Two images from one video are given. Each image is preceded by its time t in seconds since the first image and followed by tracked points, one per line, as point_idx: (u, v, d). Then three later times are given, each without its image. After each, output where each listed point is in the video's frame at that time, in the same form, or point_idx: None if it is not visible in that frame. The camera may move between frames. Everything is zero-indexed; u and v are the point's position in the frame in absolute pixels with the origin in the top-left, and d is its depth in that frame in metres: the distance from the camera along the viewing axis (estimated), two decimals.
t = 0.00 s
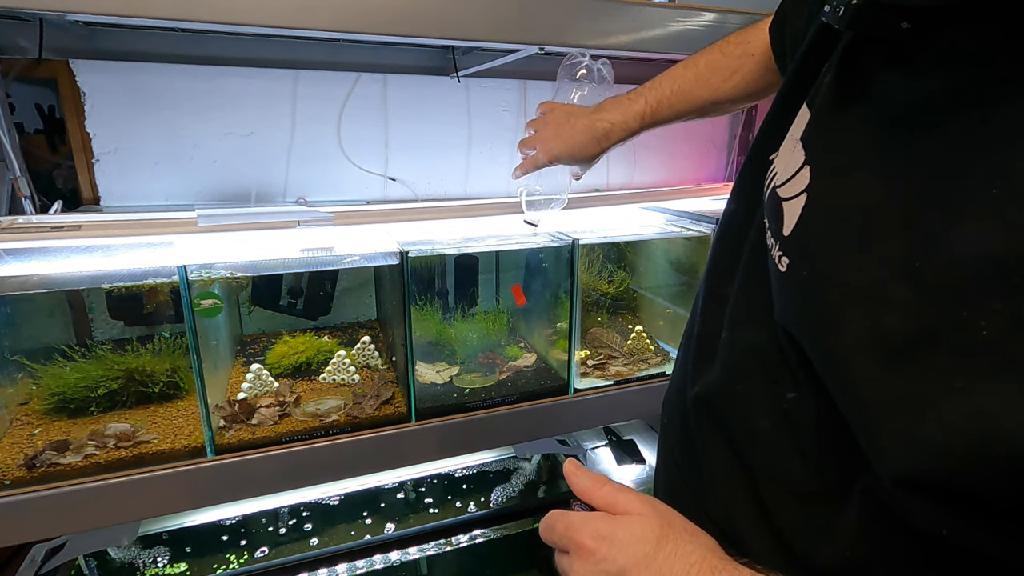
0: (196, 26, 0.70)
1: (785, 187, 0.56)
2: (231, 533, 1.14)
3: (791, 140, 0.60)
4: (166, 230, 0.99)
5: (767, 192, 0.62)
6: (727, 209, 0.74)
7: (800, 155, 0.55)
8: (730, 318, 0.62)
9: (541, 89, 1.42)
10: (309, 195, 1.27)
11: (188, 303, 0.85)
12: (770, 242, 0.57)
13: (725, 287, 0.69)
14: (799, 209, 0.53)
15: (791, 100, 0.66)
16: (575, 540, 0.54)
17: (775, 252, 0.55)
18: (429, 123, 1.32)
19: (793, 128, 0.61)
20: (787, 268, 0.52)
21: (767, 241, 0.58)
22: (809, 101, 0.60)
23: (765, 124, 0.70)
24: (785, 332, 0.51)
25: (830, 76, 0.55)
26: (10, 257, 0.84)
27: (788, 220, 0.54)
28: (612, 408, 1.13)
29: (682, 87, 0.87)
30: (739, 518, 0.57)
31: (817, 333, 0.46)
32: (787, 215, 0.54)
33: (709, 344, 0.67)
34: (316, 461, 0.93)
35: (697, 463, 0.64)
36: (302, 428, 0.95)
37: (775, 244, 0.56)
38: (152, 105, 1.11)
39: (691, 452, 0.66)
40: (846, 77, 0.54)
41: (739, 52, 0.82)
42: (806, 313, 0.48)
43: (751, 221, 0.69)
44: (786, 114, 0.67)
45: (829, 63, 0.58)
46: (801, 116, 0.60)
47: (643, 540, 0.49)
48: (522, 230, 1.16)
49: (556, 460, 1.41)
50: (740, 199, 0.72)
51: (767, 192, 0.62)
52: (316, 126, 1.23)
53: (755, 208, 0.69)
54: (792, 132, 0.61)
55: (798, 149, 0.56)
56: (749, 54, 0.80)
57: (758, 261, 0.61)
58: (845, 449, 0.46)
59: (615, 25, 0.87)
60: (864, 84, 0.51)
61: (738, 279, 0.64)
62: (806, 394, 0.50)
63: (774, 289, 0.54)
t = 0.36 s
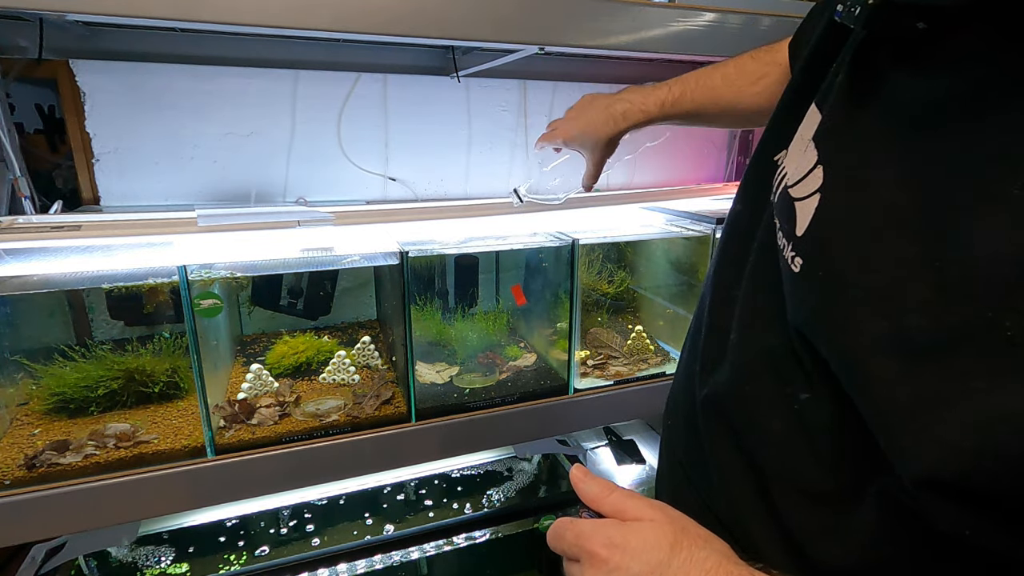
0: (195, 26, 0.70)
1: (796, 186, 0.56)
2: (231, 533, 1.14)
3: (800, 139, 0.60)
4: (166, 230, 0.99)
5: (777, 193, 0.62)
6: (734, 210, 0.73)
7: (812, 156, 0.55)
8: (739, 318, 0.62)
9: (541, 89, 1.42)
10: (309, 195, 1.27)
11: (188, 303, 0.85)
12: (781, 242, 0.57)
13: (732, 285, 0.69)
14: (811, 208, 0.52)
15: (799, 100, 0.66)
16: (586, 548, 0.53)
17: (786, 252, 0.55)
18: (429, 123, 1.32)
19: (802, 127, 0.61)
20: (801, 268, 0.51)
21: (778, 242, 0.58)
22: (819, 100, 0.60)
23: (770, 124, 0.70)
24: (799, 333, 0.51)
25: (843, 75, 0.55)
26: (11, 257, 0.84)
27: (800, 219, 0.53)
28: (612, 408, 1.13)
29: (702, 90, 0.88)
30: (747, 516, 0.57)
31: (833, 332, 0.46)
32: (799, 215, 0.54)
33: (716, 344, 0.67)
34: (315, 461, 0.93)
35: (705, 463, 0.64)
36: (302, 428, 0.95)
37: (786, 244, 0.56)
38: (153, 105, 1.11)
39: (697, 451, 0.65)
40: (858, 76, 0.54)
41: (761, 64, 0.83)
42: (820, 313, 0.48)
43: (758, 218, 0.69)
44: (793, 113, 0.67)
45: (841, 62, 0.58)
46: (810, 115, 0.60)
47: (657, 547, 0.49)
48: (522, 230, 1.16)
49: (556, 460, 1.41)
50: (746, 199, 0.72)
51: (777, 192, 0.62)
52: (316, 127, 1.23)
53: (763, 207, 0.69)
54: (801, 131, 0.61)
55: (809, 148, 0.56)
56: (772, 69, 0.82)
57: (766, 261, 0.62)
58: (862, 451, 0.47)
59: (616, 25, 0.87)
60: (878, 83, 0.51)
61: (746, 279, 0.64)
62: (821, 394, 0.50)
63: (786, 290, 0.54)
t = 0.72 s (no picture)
0: (196, 26, 0.70)
1: (806, 187, 0.56)
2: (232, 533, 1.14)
3: (801, 139, 0.60)
4: (166, 230, 0.99)
5: (777, 192, 0.62)
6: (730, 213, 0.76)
7: (819, 155, 0.55)
8: (743, 317, 0.63)
9: (541, 89, 1.42)
10: (309, 195, 1.27)
11: (188, 303, 0.85)
12: (787, 241, 0.57)
13: (731, 285, 0.70)
14: (826, 209, 0.52)
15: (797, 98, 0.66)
16: (589, 556, 0.51)
17: (796, 252, 0.55)
18: (429, 123, 1.33)
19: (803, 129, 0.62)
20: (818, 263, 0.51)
21: (782, 241, 0.58)
22: (820, 100, 0.60)
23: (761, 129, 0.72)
24: (809, 327, 0.52)
25: (845, 72, 0.55)
26: (10, 257, 0.84)
27: (815, 220, 0.53)
28: (612, 408, 1.13)
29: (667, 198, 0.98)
30: (760, 515, 0.57)
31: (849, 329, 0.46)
32: (812, 216, 0.54)
33: (719, 343, 0.68)
34: (315, 461, 0.93)
35: (714, 461, 0.64)
36: (302, 428, 0.95)
37: (796, 244, 0.55)
38: (153, 105, 1.11)
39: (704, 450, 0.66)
40: (861, 74, 0.53)
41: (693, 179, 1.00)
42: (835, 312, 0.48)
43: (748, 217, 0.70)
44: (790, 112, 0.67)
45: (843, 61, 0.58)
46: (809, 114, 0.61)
47: (664, 540, 0.48)
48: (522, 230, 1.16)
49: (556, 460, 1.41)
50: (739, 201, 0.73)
51: (779, 192, 0.62)
52: (316, 127, 1.23)
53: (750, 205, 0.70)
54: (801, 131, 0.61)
55: (814, 148, 0.56)
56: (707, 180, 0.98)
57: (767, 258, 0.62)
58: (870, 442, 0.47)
59: (616, 24, 0.87)
60: (884, 80, 0.51)
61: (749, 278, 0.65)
62: (830, 391, 0.50)
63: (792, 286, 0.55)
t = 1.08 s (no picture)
0: (196, 25, 0.70)
1: (807, 204, 0.52)
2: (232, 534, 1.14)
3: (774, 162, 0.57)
4: (166, 230, 0.99)
5: (760, 214, 0.58)
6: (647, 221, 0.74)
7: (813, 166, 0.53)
8: (709, 327, 0.61)
9: (541, 89, 1.42)
10: (309, 195, 1.27)
11: (188, 303, 0.86)
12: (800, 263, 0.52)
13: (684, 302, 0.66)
14: (845, 221, 0.49)
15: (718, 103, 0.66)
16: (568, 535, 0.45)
17: (822, 273, 0.50)
18: (430, 123, 1.33)
19: (750, 140, 0.62)
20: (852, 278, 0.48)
21: (792, 263, 0.53)
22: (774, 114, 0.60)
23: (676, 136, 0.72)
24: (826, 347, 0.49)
25: (811, 90, 0.55)
26: (10, 257, 0.84)
27: (835, 237, 0.50)
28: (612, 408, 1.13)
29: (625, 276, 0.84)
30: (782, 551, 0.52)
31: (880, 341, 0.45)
32: (829, 231, 0.50)
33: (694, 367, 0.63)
34: (315, 461, 0.93)
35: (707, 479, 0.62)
36: (302, 428, 0.95)
37: (818, 265, 0.50)
38: (153, 105, 1.11)
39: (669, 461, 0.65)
40: (832, 88, 0.53)
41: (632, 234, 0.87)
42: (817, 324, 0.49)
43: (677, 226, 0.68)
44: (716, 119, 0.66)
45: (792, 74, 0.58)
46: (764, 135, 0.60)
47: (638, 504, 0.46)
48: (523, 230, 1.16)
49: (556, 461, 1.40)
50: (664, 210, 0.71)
51: (763, 216, 0.57)
52: (316, 127, 1.23)
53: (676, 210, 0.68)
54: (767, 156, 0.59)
55: (802, 164, 0.54)
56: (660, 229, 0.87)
57: (723, 266, 0.62)
58: (869, 450, 0.46)
59: (615, 25, 0.87)
60: (868, 94, 0.51)
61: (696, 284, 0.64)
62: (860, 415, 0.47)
63: (778, 295, 0.53)
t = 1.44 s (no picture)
0: (197, 26, 0.70)
1: (786, 220, 0.45)
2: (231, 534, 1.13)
3: (748, 173, 0.50)
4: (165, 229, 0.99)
5: (733, 230, 0.50)
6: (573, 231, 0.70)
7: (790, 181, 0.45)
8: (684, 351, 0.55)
9: (542, 89, 1.42)
10: (309, 195, 1.27)
11: (188, 303, 0.85)
12: (792, 280, 0.44)
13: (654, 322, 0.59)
14: (828, 233, 0.43)
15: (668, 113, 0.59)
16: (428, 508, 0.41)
17: (812, 287, 0.43)
18: (430, 123, 1.33)
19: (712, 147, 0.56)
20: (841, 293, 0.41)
21: (782, 282, 0.45)
22: (737, 126, 0.53)
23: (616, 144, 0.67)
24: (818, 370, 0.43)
25: (779, 110, 0.48)
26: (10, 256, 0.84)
27: (820, 247, 0.43)
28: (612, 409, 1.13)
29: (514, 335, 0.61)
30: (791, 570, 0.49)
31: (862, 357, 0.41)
32: (812, 244, 0.43)
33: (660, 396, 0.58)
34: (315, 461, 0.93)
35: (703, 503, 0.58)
36: (302, 427, 0.95)
37: (809, 279, 0.43)
38: (152, 106, 1.12)
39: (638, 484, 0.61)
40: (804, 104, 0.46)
41: (538, 267, 0.69)
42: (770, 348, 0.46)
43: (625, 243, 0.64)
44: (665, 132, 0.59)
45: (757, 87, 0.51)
46: (730, 150, 0.53)
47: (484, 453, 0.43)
48: (522, 229, 1.16)
49: (557, 462, 1.38)
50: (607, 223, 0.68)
51: (738, 235, 0.49)
52: (316, 127, 1.23)
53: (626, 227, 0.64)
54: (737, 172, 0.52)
55: (778, 176, 0.47)
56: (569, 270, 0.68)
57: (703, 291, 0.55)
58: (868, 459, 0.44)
59: (614, 25, 0.87)
60: (840, 113, 0.44)
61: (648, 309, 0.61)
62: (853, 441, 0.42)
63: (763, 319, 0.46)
